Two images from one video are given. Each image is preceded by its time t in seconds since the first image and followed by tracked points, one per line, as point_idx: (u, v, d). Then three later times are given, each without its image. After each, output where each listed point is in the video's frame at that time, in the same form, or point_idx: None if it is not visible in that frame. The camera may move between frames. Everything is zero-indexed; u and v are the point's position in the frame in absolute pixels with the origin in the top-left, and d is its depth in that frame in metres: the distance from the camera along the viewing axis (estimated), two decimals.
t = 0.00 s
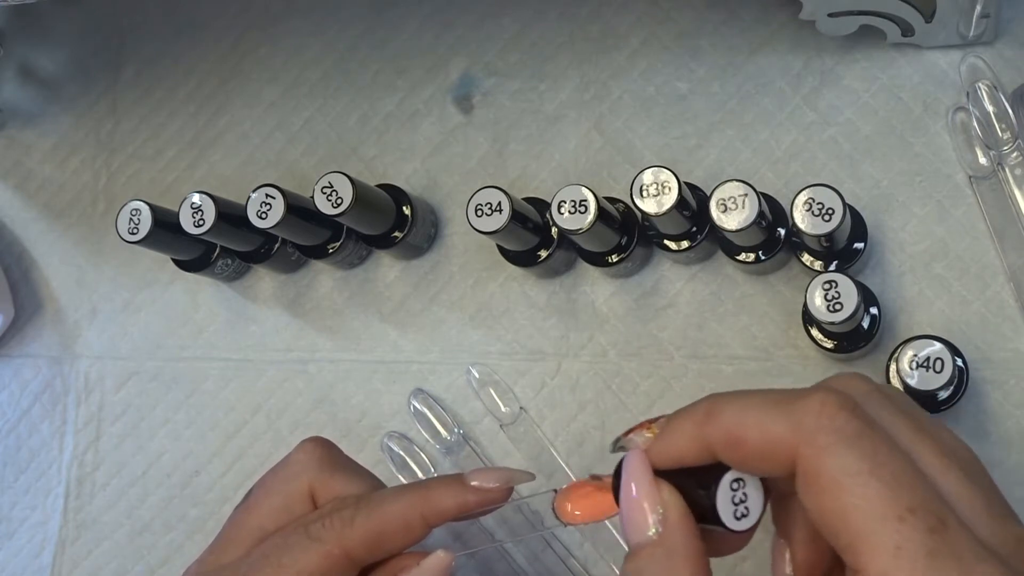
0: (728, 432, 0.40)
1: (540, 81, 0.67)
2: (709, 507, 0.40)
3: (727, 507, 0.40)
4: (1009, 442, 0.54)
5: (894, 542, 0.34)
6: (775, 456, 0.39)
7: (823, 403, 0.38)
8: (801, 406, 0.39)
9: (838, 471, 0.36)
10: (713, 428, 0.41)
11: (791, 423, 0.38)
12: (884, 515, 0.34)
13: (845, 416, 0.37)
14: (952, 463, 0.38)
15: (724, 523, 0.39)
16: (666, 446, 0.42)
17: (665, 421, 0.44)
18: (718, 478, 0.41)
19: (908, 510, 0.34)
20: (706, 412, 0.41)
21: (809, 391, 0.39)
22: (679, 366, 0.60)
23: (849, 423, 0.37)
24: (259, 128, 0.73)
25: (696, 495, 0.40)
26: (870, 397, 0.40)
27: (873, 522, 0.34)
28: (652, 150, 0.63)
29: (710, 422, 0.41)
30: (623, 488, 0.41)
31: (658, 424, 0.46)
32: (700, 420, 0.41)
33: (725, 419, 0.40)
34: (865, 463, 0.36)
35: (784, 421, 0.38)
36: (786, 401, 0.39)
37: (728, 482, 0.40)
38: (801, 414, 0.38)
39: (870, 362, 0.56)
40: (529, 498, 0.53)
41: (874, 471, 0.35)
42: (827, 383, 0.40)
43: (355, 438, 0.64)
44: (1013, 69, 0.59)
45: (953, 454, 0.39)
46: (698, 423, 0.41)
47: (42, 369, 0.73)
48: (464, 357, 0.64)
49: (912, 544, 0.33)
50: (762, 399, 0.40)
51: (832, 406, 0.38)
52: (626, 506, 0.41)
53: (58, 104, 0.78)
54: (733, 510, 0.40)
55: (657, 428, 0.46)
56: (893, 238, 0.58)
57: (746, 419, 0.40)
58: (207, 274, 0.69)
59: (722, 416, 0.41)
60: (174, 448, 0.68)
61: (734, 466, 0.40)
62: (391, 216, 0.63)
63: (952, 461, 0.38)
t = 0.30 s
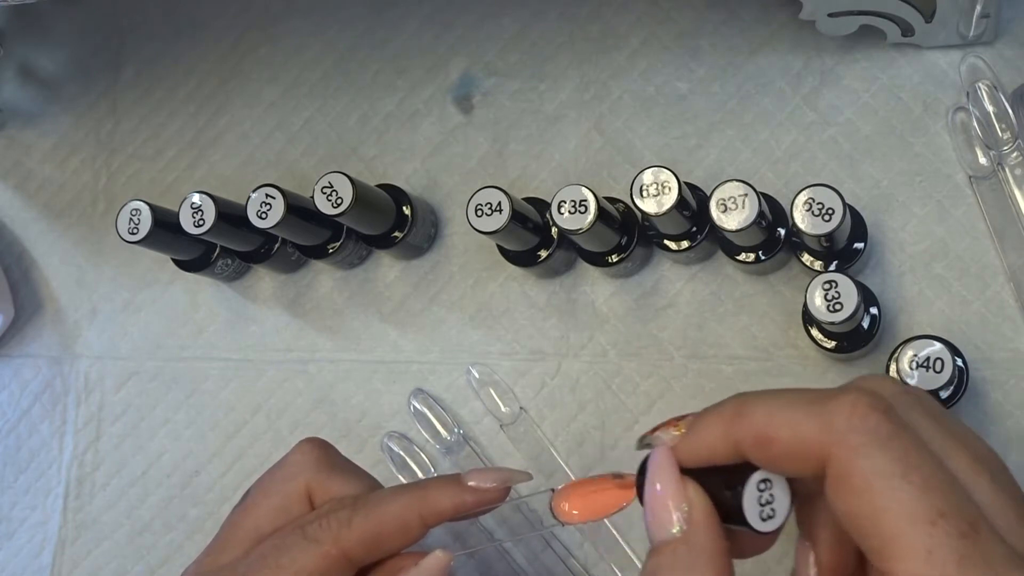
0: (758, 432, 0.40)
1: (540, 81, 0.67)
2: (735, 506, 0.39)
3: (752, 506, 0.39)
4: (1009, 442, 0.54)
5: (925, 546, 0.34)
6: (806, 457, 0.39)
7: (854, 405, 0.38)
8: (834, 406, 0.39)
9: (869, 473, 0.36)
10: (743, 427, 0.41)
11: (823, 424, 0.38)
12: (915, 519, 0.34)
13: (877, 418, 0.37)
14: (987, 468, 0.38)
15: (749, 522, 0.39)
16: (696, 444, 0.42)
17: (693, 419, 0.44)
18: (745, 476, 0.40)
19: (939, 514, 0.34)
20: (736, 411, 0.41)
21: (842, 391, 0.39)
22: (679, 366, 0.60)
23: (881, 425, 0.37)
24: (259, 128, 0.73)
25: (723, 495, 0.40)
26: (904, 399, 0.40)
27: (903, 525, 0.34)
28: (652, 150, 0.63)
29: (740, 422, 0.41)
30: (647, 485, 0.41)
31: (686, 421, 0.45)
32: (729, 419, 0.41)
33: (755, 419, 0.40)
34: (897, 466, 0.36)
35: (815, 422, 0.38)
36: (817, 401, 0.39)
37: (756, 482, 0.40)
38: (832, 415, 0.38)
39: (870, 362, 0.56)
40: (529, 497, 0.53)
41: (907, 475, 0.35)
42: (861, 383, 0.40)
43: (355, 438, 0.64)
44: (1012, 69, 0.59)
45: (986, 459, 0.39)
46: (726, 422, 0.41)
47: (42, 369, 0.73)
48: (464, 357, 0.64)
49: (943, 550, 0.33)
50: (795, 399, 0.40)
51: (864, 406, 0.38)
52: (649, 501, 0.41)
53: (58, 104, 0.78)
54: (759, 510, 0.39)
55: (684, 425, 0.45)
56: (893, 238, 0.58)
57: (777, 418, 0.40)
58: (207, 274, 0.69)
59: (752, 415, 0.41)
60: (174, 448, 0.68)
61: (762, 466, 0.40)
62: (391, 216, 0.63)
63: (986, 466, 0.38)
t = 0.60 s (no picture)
0: (786, 430, 0.40)
1: (540, 81, 0.67)
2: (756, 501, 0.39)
3: (778, 506, 0.39)
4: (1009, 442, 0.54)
5: (954, 547, 0.33)
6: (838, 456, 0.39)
7: (883, 404, 0.38)
8: (865, 405, 0.39)
9: (904, 474, 0.36)
10: (770, 425, 0.40)
11: (854, 423, 0.38)
12: (945, 519, 0.34)
13: (909, 417, 0.37)
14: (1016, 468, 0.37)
15: (775, 522, 0.39)
16: (719, 441, 0.42)
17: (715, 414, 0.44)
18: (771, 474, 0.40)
19: (969, 515, 0.34)
20: (763, 409, 0.41)
21: (872, 390, 0.39)
22: (678, 366, 0.60)
23: (914, 424, 0.37)
24: (259, 128, 0.73)
25: (746, 493, 0.39)
26: (928, 397, 0.40)
27: (931, 525, 0.34)
28: (652, 150, 0.63)
29: (766, 420, 0.41)
30: (671, 483, 0.41)
31: (710, 418, 0.44)
32: (757, 417, 0.41)
33: (782, 417, 0.40)
34: (929, 466, 0.35)
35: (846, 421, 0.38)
36: (847, 401, 0.39)
37: (782, 480, 0.39)
38: (865, 415, 0.38)
39: (870, 362, 0.56)
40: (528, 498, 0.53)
41: (938, 475, 0.35)
42: (886, 382, 0.40)
43: (355, 438, 0.64)
44: (1012, 69, 0.59)
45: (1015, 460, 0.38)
46: (753, 420, 0.41)
47: (42, 369, 0.73)
48: (464, 357, 0.64)
49: (971, 550, 0.33)
50: (824, 398, 0.40)
51: (894, 406, 0.38)
52: (672, 500, 0.41)
53: (58, 104, 0.78)
54: (785, 509, 0.39)
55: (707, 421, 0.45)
56: (893, 238, 0.58)
57: (807, 417, 0.40)
58: (207, 274, 0.69)
59: (780, 413, 0.41)
60: (174, 448, 0.68)
61: (789, 464, 0.40)
62: (391, 216, 0.63)
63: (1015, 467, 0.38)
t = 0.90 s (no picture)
0: (687, 449, 0.40)
1: (540, 81, 0.67)
2: (667, 520, 0.40)
3: (685, 524, 0.40)
4: (1009, 442, 0.54)
5: (849, 552, 0.33)
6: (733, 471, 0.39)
7: (776, 417, 0.38)
8: (758, 419, 0.39)
9: (794, 483, 0.36)
10: (672, 445, 0.41)
11: (748, 436, 0.39)
12: (837, 525, 0.34)
13: (800, 428, 0.38)
14: (913, 474, 0.38)
15: (682, 540, 0.39)
16: (628, 464, 0.42)
17: (628, 440, 0.44)
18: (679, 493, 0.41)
19: (862, 519, 0.34)
20: (666, 429, 0.42)
21: (765, 405, 0.40)
22: (679, 366, 0.60)
23: (802, 435, 0.37)
24: (259, 127, 0.73)
25: (659, 513, 0.40)
26: (829, 410, 0.40)
27: (827, 533, 0.34)
28: (653, 150, 0.63)
29: (669, 440, 0.41)
30: (583, 505, 0.42)
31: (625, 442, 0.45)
32: (660, 438, 0.41)
33: (683, 436, 0.41)
34: (819, 474, 0.36)
35: (740, 436, 0.39)
36: (740, 416, 0.40)
37: (688, 499, 0.40)
38: (757, 428, 0.39)
39: (870, 361, 0.56)
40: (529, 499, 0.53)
41: (828, 482, 0.35)
42: (788, 398, 0.41)
43: (355, 438, 0.64)
44: (1012, 69, 0.59)
45: (914, 466, 0.39)
46: (658, 440, 0.41)
47: (42, 369, 0.73)
48: (464, 357, 0.64)
49: (867, 553, 0.33)
50: (721, 415, 0.40)
51: (786, 418, 0.38)
52: (586, 523, 0.41)
53: (58, 104, 0.78)
54: (692, 526, 0.40)
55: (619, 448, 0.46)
56: (893, 238, 0.58)
57: (704, 434, 0.40)
58: (207, 274, 0.69)
59: (680, 433, 0.41)
60: (173, 448, 0.68)
61: (695, 483, 0.41)
62: (391, 216, 0.63)
63: (913, 473, 0.38)
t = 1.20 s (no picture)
0: (732, 446, 0.40)
1: (540, 81, 0.67)
2: (710, 522, 0.39)
3: (727, 523, 0.39)
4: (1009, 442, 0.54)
5: (896, 558, 0.33)
6: (779, 469, 0.39)
7: (824, 417, 0.38)
8: (805, 418, 0.39)
9: (841, 485, 0.36)
10: (718, 441, 0.41)
11: (794, 436, 0.38)
12: (886, 529, 0.34)
13: (848, 430, 0.38)
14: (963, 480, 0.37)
15: (724, 539, 0.39)
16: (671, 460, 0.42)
17: (668, 435, 0.44)
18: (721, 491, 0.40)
19: (910, 525, 0.34)
20: (710, 426, 0.41)
21: (813, 403, 0.40)
22: (678, 366, 0.60)
23: (851, 437, 0.37)
24: (259, 128, 0.73)
25: (699, 511, 0.40)
26: (878, 411, 0.40)
27: (874, 536, 0.34)
28: (652, 150, 0.63)
29: (714, 437, 0.41)
30: (622, 503, 0.41)
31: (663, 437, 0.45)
32: (706, 434, 0.41)
33: (728, 433, 0.41)
34: (868, 477, 0.36)
35: (786, 434, 0.39)
36: (787, 415, 0.40)
37: (730, 498, 0.40)
38: (803, 428, 0.38)
39: (870, 362, 0.56)
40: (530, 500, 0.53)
41: (877, 486, 0.35)
42: (833, 397, 0.41)
43: (354, 438, 0.64)
44: (1012, 69, 0.59)
45: (964, 472, 0.38)
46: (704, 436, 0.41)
47: (42, 369, 0.73)
48: (464, 357, 0.64)
49: (915, 560, 0.33)
50: (767, 413, 0.40)
51: (834, 419, 0.38)
52: (624, 521, 0.41)
53: (58, 104, 0.78)
54: (733, 526, 0.39)
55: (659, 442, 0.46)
56: (893, 238, 0.58)
57: (749, 433, 0.40)
58: (207, 274, 0.69)
59: (726, 430, 0.41)
60: (174, 448, 0.68)
61: (737, 482, 0.40)
62: (391, 216, 0.63)
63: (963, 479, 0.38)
